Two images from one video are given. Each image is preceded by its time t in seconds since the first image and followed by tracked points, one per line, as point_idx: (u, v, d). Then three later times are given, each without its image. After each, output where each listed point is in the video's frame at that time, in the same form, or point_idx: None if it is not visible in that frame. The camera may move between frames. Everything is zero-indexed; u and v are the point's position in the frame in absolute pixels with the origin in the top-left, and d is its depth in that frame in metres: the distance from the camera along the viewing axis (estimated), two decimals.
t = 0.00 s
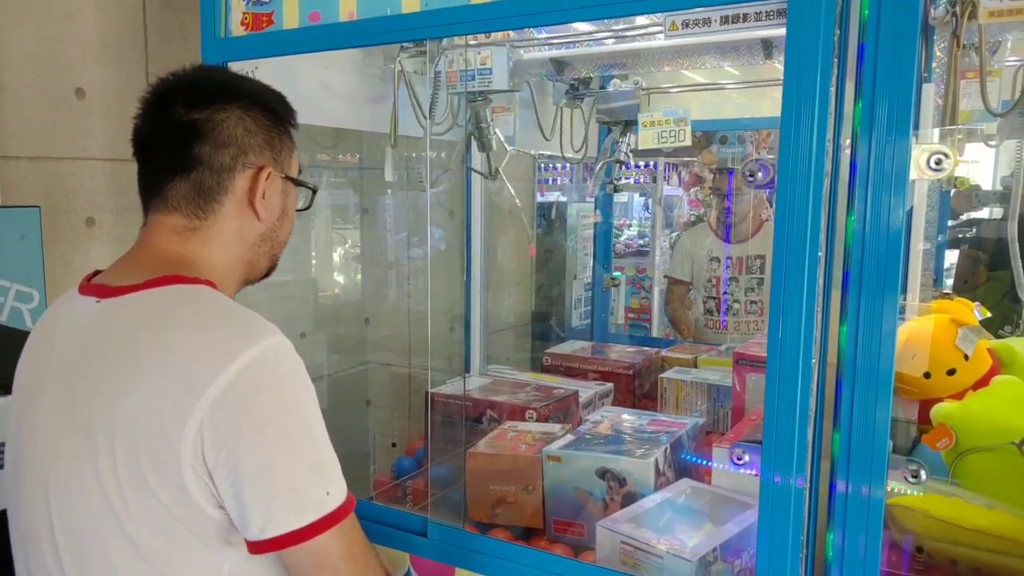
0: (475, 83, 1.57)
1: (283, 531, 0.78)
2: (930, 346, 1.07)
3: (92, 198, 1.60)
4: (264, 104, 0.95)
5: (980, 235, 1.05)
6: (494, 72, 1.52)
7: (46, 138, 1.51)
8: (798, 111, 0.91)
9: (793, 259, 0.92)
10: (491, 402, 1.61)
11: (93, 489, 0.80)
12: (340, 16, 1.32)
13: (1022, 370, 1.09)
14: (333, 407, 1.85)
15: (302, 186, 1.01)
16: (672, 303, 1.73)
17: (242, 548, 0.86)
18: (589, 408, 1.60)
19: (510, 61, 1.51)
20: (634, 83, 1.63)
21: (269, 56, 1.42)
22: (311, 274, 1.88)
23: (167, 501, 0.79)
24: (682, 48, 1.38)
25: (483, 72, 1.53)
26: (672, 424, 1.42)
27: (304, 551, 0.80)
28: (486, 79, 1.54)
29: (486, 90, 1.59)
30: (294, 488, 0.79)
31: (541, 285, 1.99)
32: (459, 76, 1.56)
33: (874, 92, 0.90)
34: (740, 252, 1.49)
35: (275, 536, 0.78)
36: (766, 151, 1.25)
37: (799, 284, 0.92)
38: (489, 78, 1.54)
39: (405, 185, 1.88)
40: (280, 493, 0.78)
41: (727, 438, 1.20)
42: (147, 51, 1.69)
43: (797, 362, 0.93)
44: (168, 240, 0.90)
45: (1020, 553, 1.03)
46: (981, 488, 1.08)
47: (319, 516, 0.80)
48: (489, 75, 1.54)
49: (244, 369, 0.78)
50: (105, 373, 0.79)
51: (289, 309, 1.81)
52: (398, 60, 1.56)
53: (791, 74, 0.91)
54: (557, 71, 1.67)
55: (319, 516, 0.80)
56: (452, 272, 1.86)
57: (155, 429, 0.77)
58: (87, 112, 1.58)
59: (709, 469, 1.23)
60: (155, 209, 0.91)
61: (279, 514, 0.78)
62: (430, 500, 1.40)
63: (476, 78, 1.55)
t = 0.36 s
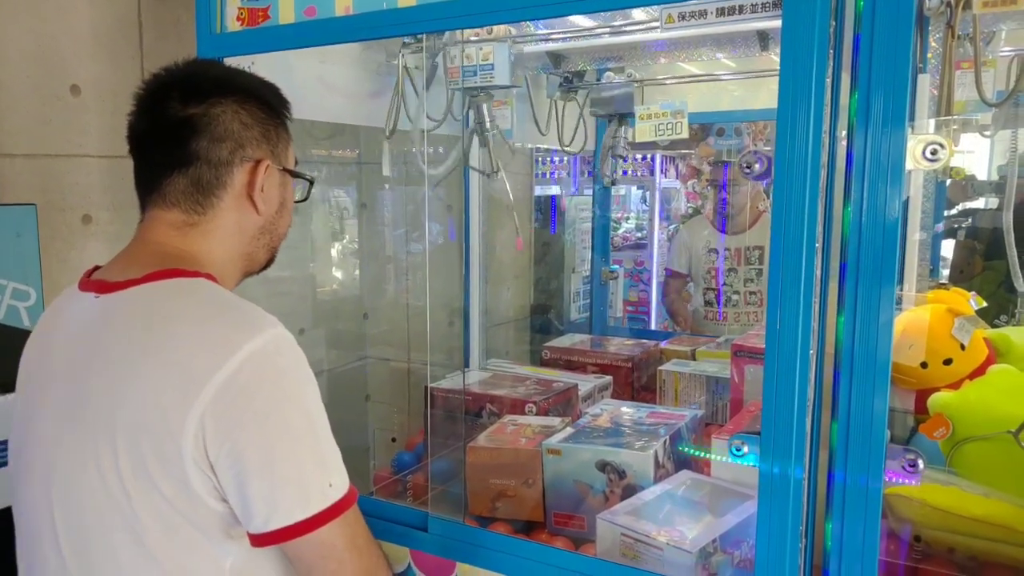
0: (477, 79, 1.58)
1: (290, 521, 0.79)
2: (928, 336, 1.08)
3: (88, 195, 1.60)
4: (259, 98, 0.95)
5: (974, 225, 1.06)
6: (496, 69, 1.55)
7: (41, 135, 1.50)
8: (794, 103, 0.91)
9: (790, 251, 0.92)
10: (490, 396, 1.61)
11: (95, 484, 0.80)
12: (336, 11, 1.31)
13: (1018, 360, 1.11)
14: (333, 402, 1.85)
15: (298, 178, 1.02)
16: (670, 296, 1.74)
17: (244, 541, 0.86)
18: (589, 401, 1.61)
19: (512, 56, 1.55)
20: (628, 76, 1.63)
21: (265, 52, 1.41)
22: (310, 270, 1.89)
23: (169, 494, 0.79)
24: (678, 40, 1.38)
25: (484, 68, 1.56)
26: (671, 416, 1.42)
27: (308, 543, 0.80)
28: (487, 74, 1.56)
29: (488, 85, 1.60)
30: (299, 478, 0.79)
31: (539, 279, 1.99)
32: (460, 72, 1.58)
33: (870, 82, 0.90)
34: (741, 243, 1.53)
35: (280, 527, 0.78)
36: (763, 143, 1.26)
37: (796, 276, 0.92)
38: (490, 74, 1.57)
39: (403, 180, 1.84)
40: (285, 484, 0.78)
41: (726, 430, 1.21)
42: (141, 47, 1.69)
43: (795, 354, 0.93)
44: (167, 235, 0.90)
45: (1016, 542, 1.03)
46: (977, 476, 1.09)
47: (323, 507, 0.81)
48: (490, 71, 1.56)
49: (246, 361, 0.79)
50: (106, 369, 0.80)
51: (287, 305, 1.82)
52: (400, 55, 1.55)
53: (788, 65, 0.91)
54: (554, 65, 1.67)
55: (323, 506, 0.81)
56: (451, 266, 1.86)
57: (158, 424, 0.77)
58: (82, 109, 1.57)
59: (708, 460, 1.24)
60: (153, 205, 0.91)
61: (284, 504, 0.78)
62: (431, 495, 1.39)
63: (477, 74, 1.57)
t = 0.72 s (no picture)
0: (469, 72, 1.57)
1: (287, 517, 0.78)
2: (921, 335, 1.09)
3: (82, 191, 1.59)
4: (258, 94, 0.94)
5: (967, 224, 1.06)
6: (489, 62, 1.53)
7: (34, 131, 1.49)
8: (791, 103, 0.91)
9: (786, 251, 0.93)
10: (486, 394, 1.61)
11: (94, 481, 0.80)
12: (331, 7, 1.30)
13: (1011, 359, 1.11)
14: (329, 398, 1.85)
15: (297, 174, 1.01)
16: (665, 295, 1.71)
17: (244, 537, 0.86)
18: (584, 399, 1.61)
19: (506, 52, 1.54)
20: (625, 75, 1.64)
21: (260, 48, 1.41)
22: (304, 267, 1.90)
23: (170, 490, 0.79)
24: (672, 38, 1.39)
25: (477, 60, 1.54)
26: (665, 415, 1.42)
27: (307, 539, 0.80)
28: (480, 67, 1.55)
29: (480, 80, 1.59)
30: (298, 474, 0.79)
31: (533, 277, 1.98)
32: (453, 64, 1.57)
33: (866, 82, 0.90)
34: (734, 241, 1.49)
35: (276, 524, 0.78)
36: (756, 142, 1.27)
37: (793, 275, 0.92)
38: (483, 66, 1.55)
39: (398, 176, 1.85)
40: (283, 479, 0.78)
41: (722, 428, 1.22)
42: (136, 43, 1.67)
43: (791, 353, 0.94)
44: (166, 230, 0.89)
45: (1008, 541, 1.05)
46: (972, 476, 1.09)
47: (321, 503, 0.80)
48: (483, 64, 1.54)
49: (246, 357, 0.78)
50: (105, 365, 0.79)
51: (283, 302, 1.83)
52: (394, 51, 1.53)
53: (784, 64, 0.91)
54: (549, 62, 1.67)
55: (322, 502, 0.80)
56: (446, 267, 1.88)
57: (157, 419, 0.76)
58: (77, 105, 1.56)
59: (703, 459, 1.26)
60: (152, 201, 0.91)
61: (283, 499, 0.78)
62: (426, 494, 1.40)
63: (470, 67, 1.56)
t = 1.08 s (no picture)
0: (476, 74, 1.55)
1: (290, 518, 0.77)
2: (933, 335, 1.09)
3: (93, 191, 1.58)
4: (269, 99, 0.94)
5: (975, 223, 1.05)
6: (495, 63, 1.51)
7: (46, 131, 1.49)
8: (805, 102, 0.91)
9: (800, 251, 0.92)
10: (492, 393, 1.60)
11: (98, 483, 0.79)
12: (342, 7, 1.30)
13: None
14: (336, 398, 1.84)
15: (304, 183, 1.01)
16: (669, 293, 1.73)
17: (246, 539, 0.85)
18: (591, 399, 1.61)
19: (512, 51, 1.51)
20: (631, 74, 1.62)
21: (269, 48, 1.40)
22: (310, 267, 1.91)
23: (171, 492, 0.79)
24: (679, 38, 1.39)
25: (483, 62, 1.52)
26: (673, 415, 1.42)
27: (314, 538, 0.80)
28: (486, 69, 1.53)
29: (485, 80, 1.57)
30: (299, 473, 0.78)
31: (539, 276, 1.96)
32: (460, 66, 1.56)
33: (881, 82, 0.89)
34: (740, 239, 1.50)
35: (279, 525, 0.77)
36: (762, 140, 1.30)
37: (807, 275, 0.92)
38: (489, 68, 1.53)
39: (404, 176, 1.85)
40: (285, 480, 0.77)
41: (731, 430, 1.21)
42: (146, 43, 1.67)
43: (805, 354, 0.93)
44: (168, 230, 0.89)
45: None
46: (985, 478, 1.08)
47: (325, 502, 0.79)
48: (488, 66, 1.53)
49: (246, 357, 0.78)
50: (106, 367, 0.79)
51: (292, 302, 1.85)
52: (400, 51, 1.52)
53: (798, 63, 0.91)
54: (556, 61, 1.67)
55: (325, 501, 0.79)
56: (452, 265, 1.84)
57: (158, 421, 0.76)
58: (88, 105, 1.56)
59: (712, 460, 1.26)
60: (157, 199, 0.90)
61: (285, 500, 0.77)
62: (436, 492, 1.40)
63: (477, 69, 1.54)
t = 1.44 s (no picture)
0: (480, 72, 1.57)
1: (287, 523, 0.78)
2: (940, 330, 1.08)
3: (98, 193, 1.59)
4: (259, 103, 0.95)
5: (980, 218, 1.05)
6: (499, 62, 1.52)
7: (51, 133, 1.49)
8: (812, 99, 0.91)
9: (807, 249, 0.92)
10: (498, 392, 1.61)
11: (97, 489, 0.80)
12: (347, 8, 1.30)
13: None
14: (341, 398, 1.85)
15: (297, 189, 1.01)
16: (674, 291, 1.73)
17: (246, 544, 0.85)
18: (597, 397, 1.60)
19: (517, 50, 1.51)
20: (636, 72, 1.63)
21: (274, 48, 1.41)
22: (315, 268, 1.86)
23: (167, 497, 0.79)
24: (683, 36, 1.38)
25: (488, 61, 1.53)
26: (681, 411, 1.43)
27: (312, 542, 0.80)
28: (491, 67, 1.54)
29: (491, 78, 1.59)
30: (295, 479, 0.78)
31: (546, 275, 1.98)
32: (463, 65, 1.56)
33: (888, 78, 0.89)
34: (740, 237, 1.54)
35: (276, 531, 0.78)
36: (767, 137, 1.33)
37: (814, 273, 0.92)
38: (493, 66, 1.54)
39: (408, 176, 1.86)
40: (281, 485, 0.77)
41: (739, 427, 1.20)
42: (150, 45, 1.68)
43: (813, 352, 0.93)
44: (161, 237, 0.89)
45: None
46: (994, 473, 1.08)
47: (322, 506, 0.80)
48: (494, 64, 1.54)
49: (239, 363, 0.78)
50: (102, 374, 0.79)
51: (296, 302, 1.82)
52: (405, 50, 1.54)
53: (805, 61, 0.91)
54: (561, 60, 1.66)
55: (322, 505, 0.80)
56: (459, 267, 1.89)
57: (153, 426, 0.76)
58: (92, 107, 1.56)
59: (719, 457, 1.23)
60: (149, 206, 0.91)
61: (281, 506, 0.77)
62: (443, 491, 1.40)
63: (481, 68, 1.55)
